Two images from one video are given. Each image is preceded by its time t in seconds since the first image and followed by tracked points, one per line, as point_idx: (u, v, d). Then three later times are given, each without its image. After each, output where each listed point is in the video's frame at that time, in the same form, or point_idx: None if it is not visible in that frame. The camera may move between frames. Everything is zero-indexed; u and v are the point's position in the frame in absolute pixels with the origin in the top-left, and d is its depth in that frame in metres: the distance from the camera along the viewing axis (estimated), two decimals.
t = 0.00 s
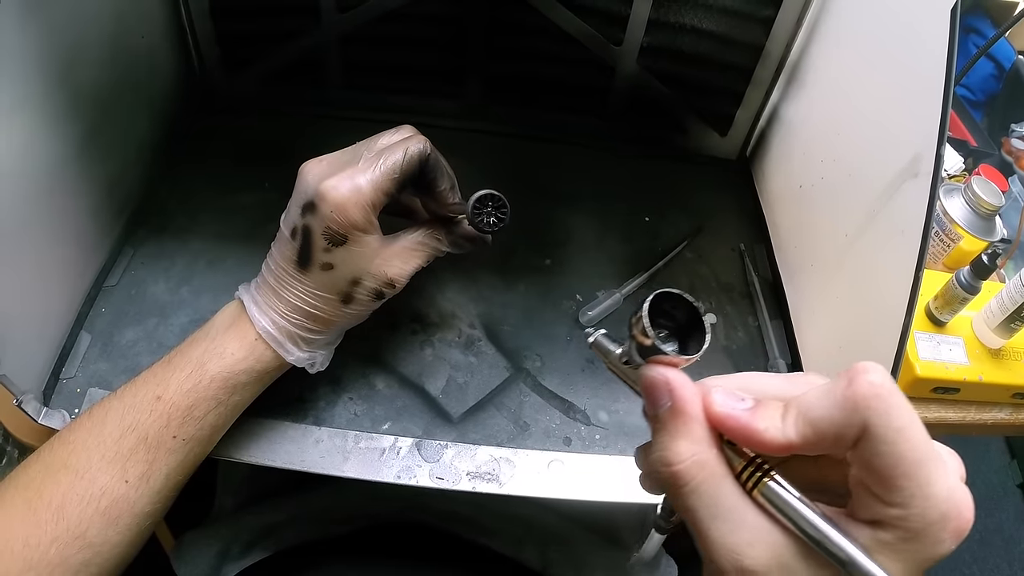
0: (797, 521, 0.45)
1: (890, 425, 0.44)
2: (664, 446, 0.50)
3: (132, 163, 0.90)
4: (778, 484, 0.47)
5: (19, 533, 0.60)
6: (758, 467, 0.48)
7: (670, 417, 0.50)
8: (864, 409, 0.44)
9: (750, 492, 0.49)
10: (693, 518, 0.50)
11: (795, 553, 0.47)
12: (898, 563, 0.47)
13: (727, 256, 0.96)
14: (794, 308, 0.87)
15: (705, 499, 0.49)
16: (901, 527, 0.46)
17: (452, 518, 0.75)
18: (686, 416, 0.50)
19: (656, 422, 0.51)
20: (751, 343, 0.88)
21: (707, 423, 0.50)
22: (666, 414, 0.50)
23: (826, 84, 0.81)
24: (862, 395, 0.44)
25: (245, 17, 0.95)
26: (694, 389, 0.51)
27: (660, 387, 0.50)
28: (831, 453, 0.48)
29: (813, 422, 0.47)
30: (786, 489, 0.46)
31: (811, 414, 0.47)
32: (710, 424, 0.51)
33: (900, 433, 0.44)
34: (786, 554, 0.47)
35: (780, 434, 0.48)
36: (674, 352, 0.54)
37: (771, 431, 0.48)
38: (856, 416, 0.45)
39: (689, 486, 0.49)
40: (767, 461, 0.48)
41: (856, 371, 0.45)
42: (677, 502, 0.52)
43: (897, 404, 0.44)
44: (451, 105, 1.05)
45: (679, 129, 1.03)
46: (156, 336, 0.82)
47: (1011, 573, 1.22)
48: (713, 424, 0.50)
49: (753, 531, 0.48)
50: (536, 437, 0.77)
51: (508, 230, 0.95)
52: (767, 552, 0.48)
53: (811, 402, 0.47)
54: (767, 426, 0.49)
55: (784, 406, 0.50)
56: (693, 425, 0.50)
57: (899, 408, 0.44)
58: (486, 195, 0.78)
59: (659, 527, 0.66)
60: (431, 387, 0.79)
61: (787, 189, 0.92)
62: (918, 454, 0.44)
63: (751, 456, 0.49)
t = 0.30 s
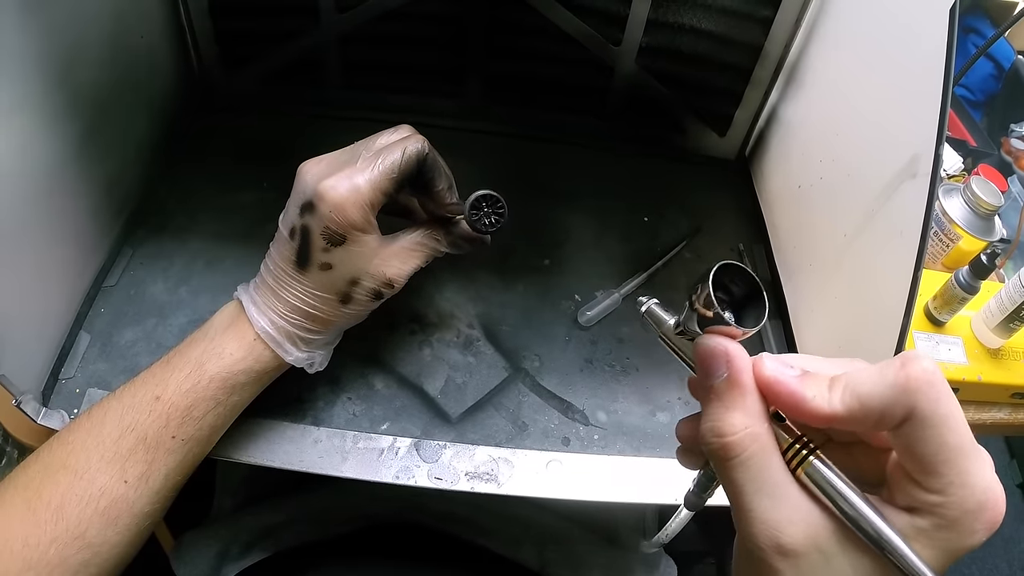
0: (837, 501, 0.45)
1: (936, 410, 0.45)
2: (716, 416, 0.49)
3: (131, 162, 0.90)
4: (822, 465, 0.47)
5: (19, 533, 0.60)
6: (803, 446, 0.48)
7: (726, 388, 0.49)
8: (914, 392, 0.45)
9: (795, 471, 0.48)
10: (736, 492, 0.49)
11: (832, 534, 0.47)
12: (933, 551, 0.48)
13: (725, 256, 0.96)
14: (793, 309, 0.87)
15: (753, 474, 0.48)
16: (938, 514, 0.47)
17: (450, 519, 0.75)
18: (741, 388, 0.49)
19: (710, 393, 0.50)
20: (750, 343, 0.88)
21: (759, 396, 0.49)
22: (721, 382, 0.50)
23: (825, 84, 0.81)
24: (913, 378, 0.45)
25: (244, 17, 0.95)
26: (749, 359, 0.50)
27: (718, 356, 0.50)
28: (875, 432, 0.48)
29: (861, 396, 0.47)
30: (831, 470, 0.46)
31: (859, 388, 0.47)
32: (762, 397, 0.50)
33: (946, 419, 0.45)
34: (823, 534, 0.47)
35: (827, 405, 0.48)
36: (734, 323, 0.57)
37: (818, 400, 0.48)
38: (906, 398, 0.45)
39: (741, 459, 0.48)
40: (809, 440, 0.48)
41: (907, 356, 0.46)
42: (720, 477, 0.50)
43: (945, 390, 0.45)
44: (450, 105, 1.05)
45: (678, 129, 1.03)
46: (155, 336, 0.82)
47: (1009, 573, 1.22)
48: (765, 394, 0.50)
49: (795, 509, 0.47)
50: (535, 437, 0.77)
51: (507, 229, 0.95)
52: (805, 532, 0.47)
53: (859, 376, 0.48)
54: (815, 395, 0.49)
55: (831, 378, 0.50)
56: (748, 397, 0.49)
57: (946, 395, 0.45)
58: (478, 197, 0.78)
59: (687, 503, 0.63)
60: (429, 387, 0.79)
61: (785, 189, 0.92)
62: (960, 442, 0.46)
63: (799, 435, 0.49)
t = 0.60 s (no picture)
0: (789, 534, 0.45)
1: (883, 439, 0.44)
2: (655, 453, 0.49)
3: (130, 163, 0.90)
4: (769, 495, 0.46)
5: (19, 533, 0.60)
6: (750, 477, 0.48)
7: (662, 425, 0.49)
8: (859, 421, 0.44)
9: (741, 502, 0.48)
10: (683, 526, 0.49)
11: (784, 565, 0.47)
12: None
13: (725, 256, 0.96)
14: (792, 307, 0.87)
15: (695, 510, 0.48)
16: (892, 541, 0.47)
17: (450, 520, 0.75)
18: (678, 424, 0.49)
19: (647, 429, 0.50)
20: (751, 342, 0.88)
21: (699, 431, 0.50)
22: (657, 419, 0.49)
23: (824, 83, 0.81)
24: (857, 406, 0.44)
25: (243, 17, 0.95)
26: (688, 395, 0.50)
27: (654, 394, 0.49)
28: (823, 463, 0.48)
29: (806, 432, 0.47)
30: (777, 499, 0.46)
31: (804, 423, 0.47)
32: (703, 433, 0.50)
33: (894, 447, 0.44)
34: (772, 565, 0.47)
35: (771, 443, 0.49)
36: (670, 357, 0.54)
37: (762, 439, 0.49)
38: (850, 427, 0.45)
39: (680, 496, 0.48)
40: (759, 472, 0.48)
41: (853, 383, 0.45)
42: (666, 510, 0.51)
43: (892, 417, 0.44)
44: (449, 105, 1.05)
45: (677, 129, 1.03)
46: (155, 337, 0.82)
47: (1010, 571, 1.22)
48: (706, 431, 0.50)
49: (741, 542, 0.47)
50: (535, 437, 0.77)
51: (507, 229, 0.95)
52: (754, 564, 0.47)
53: (805, 411, 0.48)
54: (759, 434, 0.49)
55: (777, 413, 0.50)
56: (685, 434, 0.49)
57: (893, 422, 0.44)
58: (484, 191, 0.79)
59: (647, 532, 0.65)
60: (430, 387, 0.79)
61: (785, 188, 0.92)
62: (913, 470, 0.45)
63: (743, 466, 0.49)
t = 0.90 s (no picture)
0: (782, 504, 0.45)
1: (866, 406, 0.45)
2: (654, 425, 0.51)
3: (127, 164, 0.90)
4: (765, 467, 0.47)
5: (19, 540, 0.60)
6: (747, 450, 0.49)
7: (662, 397, 0.51)
8: (843, 389, 0.45)
9: (739, 474, 0.49)
10: (681, 497, 0.50)
11: (780, 535, 0.48)
12: (881, 548, 0.48)
13: (722, 255, 0.96)
14: (790, 305, 0.87)
15: (692, 478, 0.50)
16: (883, 511, 0.47)
17: (448, 520, 0.75)
18: (678, 396, 0.51)
19: (649, 402, 0.52)
20: (748, 341, 0.88)
21: (697, 403, 0.51)
22: (658, 392, 0.51)
23: (821, 83, 0.81)
24: (840, 376, 0.45)
25: (239, 18, 0.95)
26: (685, 369, 0.52)
27: (654, 367, 0.51)
28: (811, 432, 0.49)
29: (792, 400, 0.48)
30: (772, 471, 0.47)
31: (791, 391, 0.48)
32: (701, 406, 0.52)
33: (877, 415, 0.45)
34: (769, 535, 0.48)
35: (760, 410, 0.50)
36: (671, 336, 0.59)
37: (752, 407, 0.50)
38: (834, 395, 0.46)
39: (678, 465, 0.50)
40: (754, 445, 0.49)
41: (837, 354, 0.47)
42: (666, 482, 0.52)
43: (875, 386, 0.45)
44: (446, 106, 1.04)
45: (674, 129, 1.03)
46: (152, 338, 0.82)
47: (1008, 569, 1.22)
48: (702, 403, 0.52)
49: (739, 512, 0.49)
50: (532, 437, 0.77)
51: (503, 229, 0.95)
52: (752, 536, 0.48)
53: (792, 380, 0.49)
54: (749, 402, 0.50)
55: (767, 386, 0.51)
56: (684, 405, 0.51)
57: (876, 390, 0.45)
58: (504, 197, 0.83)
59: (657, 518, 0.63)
60: (427, 387, 0.79)
61: (781, 188, 0.92)
62: (898, 438, 0.46)
63: (741, 440, 0.50)
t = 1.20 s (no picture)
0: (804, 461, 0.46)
1: (889, 368, 0.47)
2: (687, 377, 0.52)
3: (120, 164, 0.90)
4: (790, 428, 0.48)
5: (20, 550, 0.60)
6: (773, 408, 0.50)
7: (697, 350, 0.52)
8: (868, 348, 0.48)
9: (765, 434, 0.50)
10: (707, 449, 0.50)
11: (800, 496, 0.48)
12: (896, 516, 0.47)
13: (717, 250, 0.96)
14: (786, 301, 0.87)
15: (720, 432, 0.50)
16: (900, 476, 0.47)
17: (445, 517, 0.74)
18: (711, 351, 0.52)
19: (682, 357, 0.53)
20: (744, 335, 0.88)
21: (729, 358, 0.53)
22: (693, 345, 0.52)
23: (816, 76, 0.80)
24: (866, 337, 0.48)
25: (231, 16, 0.94)
26: (721, 327, 0.53)
27: (689, 322, 0.53)
28: (837, 392, 0.50)
29: (820, 357, 0.50)
30: (798, 434, 0.48)
31: (819, 350, 0.50)
32: (732, 361, 0.53)
33: (900, 376, 0.47)
34: (790, 495, 0.48)
35: (786, 365, 0.52)
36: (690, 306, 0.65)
37: (779, 362, 0.52)
38: (860, 355, 0.48)
39: (708, 417, 0.50)
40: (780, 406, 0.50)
41: (865, 321, 0.49)
42: (693, 437, 0.52)
43: (899, 350, 0.47)
44: (440, 103, 1.04)
45: (669, 124, 1.03)
46: (147, 338, 0.82)
47: (1007, 562, 1.22)
48: (736, 359, 0.53)
49: (761, 469, 0.49)
50: (528, 434, 0.77)
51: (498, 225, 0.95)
52: (772, 493, 0.48)
53: (822, 340, 0.51)
54: (776, 357, 0.52)
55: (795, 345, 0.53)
56: (717, 359, 0.52)
57: (900, 355, 0.47)
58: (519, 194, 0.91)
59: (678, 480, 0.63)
60: (422, 385, 0.79)
61: (777, 182, 0.91)
62: (919, 403, 0.47)
63: (769, 401, 0.51)
